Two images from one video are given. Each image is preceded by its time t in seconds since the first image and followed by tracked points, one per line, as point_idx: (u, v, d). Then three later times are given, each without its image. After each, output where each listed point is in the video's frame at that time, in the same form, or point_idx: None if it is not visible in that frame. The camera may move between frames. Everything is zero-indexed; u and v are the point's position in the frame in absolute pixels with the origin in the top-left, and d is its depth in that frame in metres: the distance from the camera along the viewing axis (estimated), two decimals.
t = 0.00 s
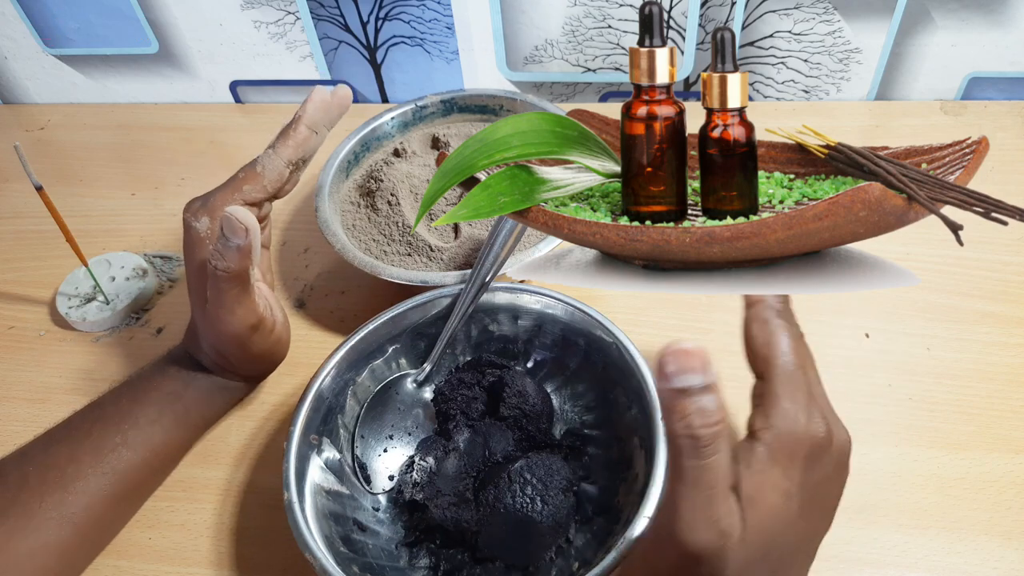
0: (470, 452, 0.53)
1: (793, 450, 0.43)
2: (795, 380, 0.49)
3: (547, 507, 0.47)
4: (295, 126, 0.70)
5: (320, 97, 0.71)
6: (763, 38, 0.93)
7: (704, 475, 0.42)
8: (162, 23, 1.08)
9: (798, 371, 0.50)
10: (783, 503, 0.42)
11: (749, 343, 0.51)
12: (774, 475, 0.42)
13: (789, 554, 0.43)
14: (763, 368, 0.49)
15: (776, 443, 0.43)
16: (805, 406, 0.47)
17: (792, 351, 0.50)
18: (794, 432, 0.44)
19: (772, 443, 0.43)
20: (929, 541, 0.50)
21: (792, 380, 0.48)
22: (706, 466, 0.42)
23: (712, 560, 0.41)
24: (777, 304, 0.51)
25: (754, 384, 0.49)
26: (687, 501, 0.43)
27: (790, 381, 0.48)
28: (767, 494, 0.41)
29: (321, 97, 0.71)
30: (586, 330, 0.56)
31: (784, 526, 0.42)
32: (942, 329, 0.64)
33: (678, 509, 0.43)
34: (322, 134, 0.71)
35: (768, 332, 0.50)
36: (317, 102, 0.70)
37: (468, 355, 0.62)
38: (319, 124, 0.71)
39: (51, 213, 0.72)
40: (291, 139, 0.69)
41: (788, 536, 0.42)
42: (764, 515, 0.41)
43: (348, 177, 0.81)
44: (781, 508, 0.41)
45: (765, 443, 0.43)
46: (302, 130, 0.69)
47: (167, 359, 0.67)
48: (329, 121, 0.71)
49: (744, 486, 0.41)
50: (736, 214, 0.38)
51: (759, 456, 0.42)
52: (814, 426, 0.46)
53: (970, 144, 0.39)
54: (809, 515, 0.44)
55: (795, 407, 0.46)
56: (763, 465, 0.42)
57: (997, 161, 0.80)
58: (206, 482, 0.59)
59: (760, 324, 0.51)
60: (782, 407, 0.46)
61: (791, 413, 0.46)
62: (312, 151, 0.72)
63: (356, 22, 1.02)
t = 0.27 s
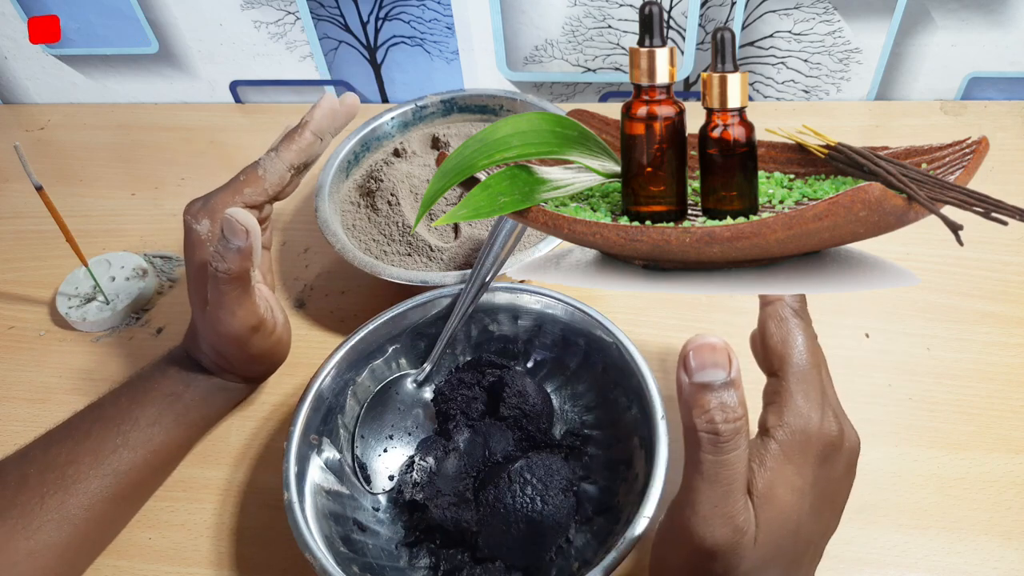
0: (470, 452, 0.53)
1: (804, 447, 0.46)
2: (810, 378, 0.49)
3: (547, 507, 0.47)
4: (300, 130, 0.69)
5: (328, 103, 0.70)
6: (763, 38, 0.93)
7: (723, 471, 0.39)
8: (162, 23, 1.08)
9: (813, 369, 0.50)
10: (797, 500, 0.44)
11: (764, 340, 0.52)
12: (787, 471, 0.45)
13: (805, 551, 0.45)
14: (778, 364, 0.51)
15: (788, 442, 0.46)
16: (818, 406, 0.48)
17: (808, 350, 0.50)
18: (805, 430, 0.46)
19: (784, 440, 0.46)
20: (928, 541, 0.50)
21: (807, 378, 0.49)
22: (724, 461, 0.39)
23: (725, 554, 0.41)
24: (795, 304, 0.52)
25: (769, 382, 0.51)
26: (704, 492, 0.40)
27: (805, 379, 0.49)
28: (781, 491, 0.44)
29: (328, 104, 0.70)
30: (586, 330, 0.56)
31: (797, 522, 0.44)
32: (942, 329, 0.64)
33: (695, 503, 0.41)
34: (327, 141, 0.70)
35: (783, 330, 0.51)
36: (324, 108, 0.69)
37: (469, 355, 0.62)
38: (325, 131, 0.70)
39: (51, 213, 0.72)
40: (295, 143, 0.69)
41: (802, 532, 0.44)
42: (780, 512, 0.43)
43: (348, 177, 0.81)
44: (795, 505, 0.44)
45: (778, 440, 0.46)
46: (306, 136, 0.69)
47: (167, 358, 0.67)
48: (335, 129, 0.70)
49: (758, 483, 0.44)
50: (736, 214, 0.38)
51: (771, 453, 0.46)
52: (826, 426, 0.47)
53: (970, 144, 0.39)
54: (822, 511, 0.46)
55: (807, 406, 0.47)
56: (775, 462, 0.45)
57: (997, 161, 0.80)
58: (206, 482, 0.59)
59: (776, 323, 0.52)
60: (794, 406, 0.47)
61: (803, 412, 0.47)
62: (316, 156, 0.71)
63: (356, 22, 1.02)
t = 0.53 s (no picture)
0: (470, 452, 0.53)
1: (805, 455, 0.46)
2: (814, 386, 0.50)
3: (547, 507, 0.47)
4: (297, 130, 0.69)
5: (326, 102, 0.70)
6: (763, 38, 0.93)
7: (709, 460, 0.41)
8: (162, 23, 1.08)
9: (817, 377, 0.50)
10: (792, 503, 0.45)
11: (770, 347, 0.53)
12: (785, 477, 0.45)
13: (800, 553, 0.45)
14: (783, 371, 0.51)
15: (789, 448, 0.46)
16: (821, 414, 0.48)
17: (813, 358, 0.51)
18: (806, 436, 0.47)
19: (784, 446, 0.46)
20: (928, 541, 0.50)
21: (811, 385, 0.49)
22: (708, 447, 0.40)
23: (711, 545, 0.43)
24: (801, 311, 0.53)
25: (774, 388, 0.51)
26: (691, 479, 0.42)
27: (810, 386, 0.49)
28: (776, 494, 0.44)
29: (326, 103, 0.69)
30: (586, 330, 0.56)
31: (792, 525, 0.44)
32: (943, 329, 0.64)
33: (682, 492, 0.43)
34: (325, 140, 0.70)
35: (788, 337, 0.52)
36: (321, 108, 0.69)
37: (469, 355, 0.62)
38: (323, 130, 0.70)
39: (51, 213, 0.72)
40: (292, 143, 0.69)
41: (796, 535, 0.45)
42: (772, 515, 0.44)
43: (348, 177, 0.81)
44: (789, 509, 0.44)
45: (778, 447, 0.46)
46: (303, 135, 0.68)
47: (167, 358, 0.67)
48: (333, 129, 0.70)
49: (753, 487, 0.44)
50: (736, 214, 0.38)
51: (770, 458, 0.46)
52: (829, 433, 0.47)
53: (970, 144, 0.39)
54: (820, 517, 0.47)
55: (810, 413, 0.48)
56: (773, 468, 0.45)
57: (997, 161, 0.80)
58: (206, 482, 0.59)
59: (782, 331, 0.53)
60: (798, 413, 0.48)
61: (806, 419, 0.47)
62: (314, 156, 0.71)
63: (356, 22, 1.02)
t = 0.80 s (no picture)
0: (470, 452, 0.53)
1: (823, 473, 0.43)
2: (839, 401, 0.45)
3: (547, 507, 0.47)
4: (294, 131, 0.68)
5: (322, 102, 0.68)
6: (763, 38, 0.93)
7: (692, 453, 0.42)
8: (162, 23, 1.08)
9: (843, 392, 0.46)
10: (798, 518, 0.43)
11: (792, 358, 0.48)
12: (795, 493, 0.44)
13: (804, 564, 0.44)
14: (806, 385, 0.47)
15: (801, 465, 0.44)
16: (844, 429, 0.45)
17: (840, 369, 0.46)
18: (824, 455, 0.44)
19: (801, 464, 0.44)
20: (928, 541, 0.50)
21: (836, 401, 0.45)
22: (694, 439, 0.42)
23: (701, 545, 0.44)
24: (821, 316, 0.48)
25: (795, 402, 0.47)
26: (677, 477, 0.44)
27: (834, 402, 0.45)
28: (780, 509, 0.43)
29: (322, 103, 0.68)
30: (586, 330, 0.56)
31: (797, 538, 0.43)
32: (942, 329, 0.64)
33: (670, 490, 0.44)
34: (321, 141, 0.69)
35: (812, 347, 0.47)
36: (318, 108, 0.68)
37: (468, 355, 0.62)
38: (319, 131, 0.69)
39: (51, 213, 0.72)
40: (289, 144, 0.68)
41: (803, 550, 0.44)
42: (776, 528, 0.43)
43: (348, 177, 0.81)
44: (796, 523, 0.43)
45: (792, 463, 0.44)
46: (300, 137, 0.67)
47: (166, 358, 0.66)
48: (330, 130, 0.69)
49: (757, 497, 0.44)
50: (736, 214, 0.38)
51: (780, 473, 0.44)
52: (850, 450, 0.44)
53: (970, 144, 0.39)
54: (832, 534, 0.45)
55: (830, 430, 0.44)
56: (784, 482, 0.44)
57: (997, 161, 0.80)
58: (206, 482, 0.59)
59: (803, 340, 0.48)
60: (817, 429, 0.44)
61: (825, 436, 0.44)
62: (310, 157, 0.71)
63: (356, 22, 1.02)
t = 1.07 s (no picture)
0: (470, 452, 0.53)
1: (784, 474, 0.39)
2: (792, 396, 0.41)
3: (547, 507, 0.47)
4: (295, 134, 0.68)
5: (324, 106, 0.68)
6: (763, 38, 0.93)
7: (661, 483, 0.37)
8: (162, 23, 1.08)
9: (796, 384, 0.41)
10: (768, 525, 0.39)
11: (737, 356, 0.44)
12: (760, 499, 0.39)
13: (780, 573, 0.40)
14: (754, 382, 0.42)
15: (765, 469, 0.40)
16: (802, 424, 0.40)
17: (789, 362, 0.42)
18: (785, 457, 0.39)
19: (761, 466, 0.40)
20: (929, 541, 0.50)
21: (789, 396, 0.41)
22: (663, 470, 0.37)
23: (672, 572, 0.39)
24: (765, 308, 0.44)
25: (745, 404, 0.43)
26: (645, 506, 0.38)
27: (786, 397, 0.41)
28: (747, 518, 0.39)
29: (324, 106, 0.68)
30: (586, 330, 0.56)
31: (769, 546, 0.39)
32: (943, 329, 0.64)
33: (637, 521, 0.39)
34: (323, 144, 0.69)
35: (757, 343, 0.43)
36: (320, 111, 0.68)
37: (468, 355, 0.62)
38: (321, 134, 0.68)
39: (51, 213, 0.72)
40: (290, 147, 0.67)
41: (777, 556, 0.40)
42: (744, 539, 0.39)
43: (348, 177, 0.81)
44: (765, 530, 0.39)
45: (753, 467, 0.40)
46: (301, 140, 0.67)
47: (166, 358, 0.66)
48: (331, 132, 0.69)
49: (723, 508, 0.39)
50: (736, 214, 0.38)
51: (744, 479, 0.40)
52: (810, 447, 0.40)
53: (970, 144, 0.39)
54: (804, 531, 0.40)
55: (787, 428, 0.40)
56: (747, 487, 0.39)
57: (997, 161, 0.80)
58: (206, 482, 0.59)
59: (745, 339, 0.43)
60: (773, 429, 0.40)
61: (784, 437, 0.40)
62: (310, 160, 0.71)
63: (356, 22, 1.02)
